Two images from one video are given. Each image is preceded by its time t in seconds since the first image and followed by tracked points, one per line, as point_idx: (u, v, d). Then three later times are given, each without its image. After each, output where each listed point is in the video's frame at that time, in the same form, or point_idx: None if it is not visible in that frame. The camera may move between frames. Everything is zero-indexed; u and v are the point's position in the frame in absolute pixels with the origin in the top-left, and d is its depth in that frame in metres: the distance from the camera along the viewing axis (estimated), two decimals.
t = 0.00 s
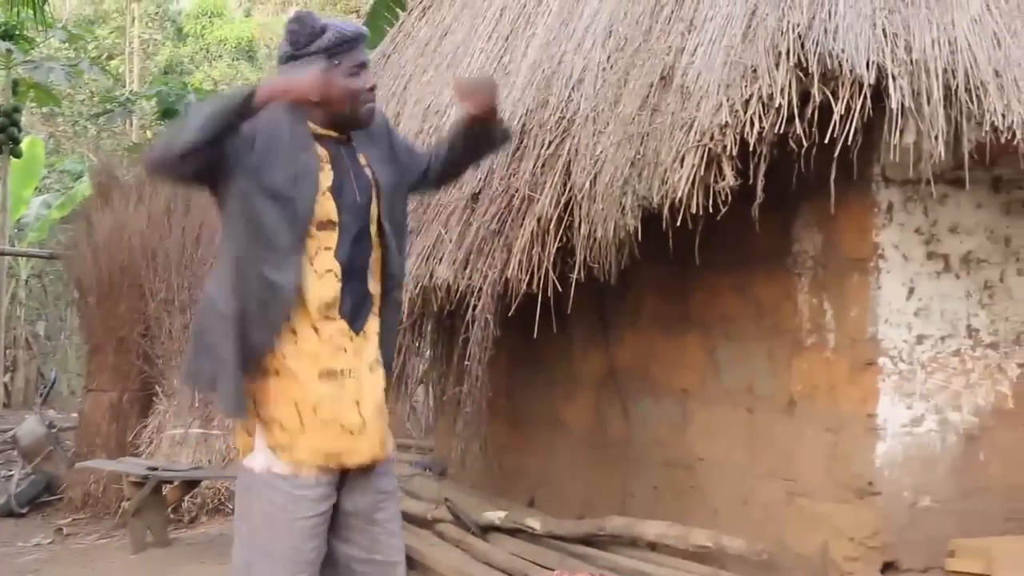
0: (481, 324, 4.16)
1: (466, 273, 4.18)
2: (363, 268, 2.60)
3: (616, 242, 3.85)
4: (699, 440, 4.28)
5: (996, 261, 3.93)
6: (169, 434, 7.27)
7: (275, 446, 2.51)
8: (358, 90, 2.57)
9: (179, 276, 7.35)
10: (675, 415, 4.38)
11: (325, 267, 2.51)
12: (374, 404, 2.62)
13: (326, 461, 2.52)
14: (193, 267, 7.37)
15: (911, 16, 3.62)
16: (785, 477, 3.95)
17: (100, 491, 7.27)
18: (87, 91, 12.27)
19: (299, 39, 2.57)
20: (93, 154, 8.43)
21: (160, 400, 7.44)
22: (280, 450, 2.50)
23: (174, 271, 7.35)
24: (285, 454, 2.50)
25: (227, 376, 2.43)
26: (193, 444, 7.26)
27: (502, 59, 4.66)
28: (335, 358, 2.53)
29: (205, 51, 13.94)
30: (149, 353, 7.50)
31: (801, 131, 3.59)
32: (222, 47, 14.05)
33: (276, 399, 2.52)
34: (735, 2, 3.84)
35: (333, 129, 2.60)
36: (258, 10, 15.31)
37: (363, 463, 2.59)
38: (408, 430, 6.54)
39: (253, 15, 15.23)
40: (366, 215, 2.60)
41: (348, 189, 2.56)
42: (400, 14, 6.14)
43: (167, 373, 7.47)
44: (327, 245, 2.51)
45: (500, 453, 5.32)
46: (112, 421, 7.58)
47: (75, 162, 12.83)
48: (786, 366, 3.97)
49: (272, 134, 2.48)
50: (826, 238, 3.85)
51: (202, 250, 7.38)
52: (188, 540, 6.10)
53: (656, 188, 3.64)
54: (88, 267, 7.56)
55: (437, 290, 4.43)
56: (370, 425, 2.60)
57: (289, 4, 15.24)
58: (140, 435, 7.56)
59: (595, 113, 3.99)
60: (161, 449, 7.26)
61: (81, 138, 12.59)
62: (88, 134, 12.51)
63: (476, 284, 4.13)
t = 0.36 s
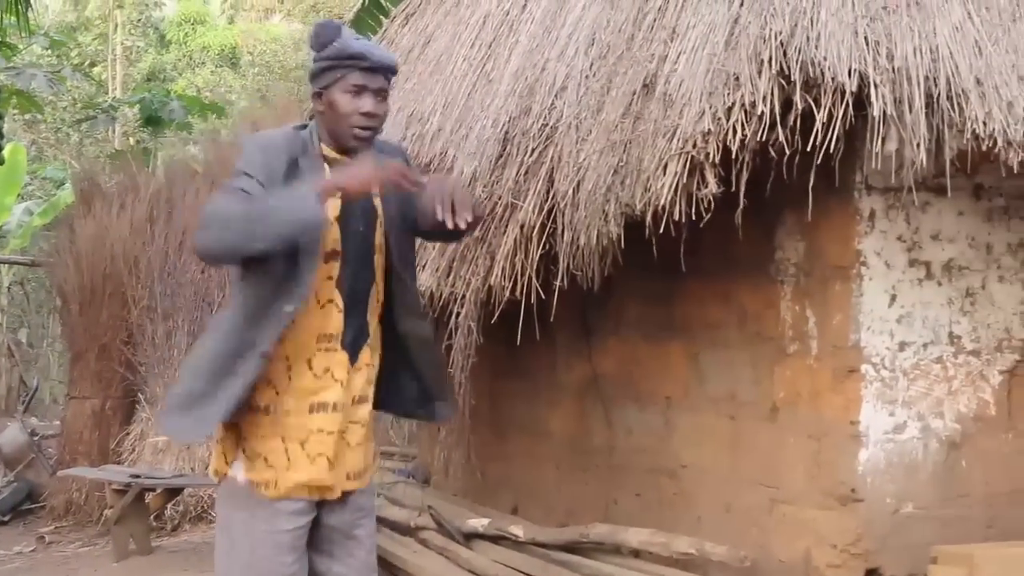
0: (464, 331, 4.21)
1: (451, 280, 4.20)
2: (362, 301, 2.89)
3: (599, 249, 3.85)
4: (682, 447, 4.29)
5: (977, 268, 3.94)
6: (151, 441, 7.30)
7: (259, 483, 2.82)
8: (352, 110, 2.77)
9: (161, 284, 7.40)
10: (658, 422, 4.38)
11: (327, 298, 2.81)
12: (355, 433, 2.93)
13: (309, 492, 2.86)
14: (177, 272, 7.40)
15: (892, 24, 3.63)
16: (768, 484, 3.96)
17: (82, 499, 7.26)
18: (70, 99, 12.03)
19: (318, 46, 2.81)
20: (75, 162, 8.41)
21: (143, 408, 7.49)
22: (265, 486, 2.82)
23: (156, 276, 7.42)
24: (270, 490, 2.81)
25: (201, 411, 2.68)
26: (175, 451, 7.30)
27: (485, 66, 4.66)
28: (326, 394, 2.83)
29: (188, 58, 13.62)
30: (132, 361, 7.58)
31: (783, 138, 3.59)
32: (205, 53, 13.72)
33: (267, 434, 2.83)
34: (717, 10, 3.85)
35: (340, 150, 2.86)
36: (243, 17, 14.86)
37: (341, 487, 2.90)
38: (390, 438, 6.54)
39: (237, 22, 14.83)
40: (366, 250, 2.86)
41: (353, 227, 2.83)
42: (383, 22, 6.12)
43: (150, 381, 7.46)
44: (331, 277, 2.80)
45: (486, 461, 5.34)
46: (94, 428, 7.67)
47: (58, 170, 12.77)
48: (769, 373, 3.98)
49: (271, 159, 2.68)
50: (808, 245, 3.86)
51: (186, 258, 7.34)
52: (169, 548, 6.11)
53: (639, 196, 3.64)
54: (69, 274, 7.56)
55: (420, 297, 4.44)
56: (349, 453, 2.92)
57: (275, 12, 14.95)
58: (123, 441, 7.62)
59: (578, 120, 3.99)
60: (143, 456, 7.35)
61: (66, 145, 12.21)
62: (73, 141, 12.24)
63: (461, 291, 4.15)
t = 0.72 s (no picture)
0: (450, 335, 4.19)
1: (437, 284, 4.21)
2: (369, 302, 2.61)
3: (584, 253, 3.87)
4: (668, 451, 4.29)
5: (962, 272, 3.94)
6: (136, 444, 7.04)
7: (273, 486, 2.52)
8: (368, 98, 2.61)
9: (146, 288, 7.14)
10: (643, 426, 4.39)
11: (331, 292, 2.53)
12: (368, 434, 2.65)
13: (325, 494, 2.57)
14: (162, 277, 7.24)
15: (877, 29, 3.63)
16: (753, 488, 3.96)
17: (67, 503, 7.22)
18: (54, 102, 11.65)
19: (314, 40, 2.59)
20: (59, 165, 8.36)
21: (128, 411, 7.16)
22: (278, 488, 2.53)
23: (142, 281, 7.14)
24: (288, 492, 2.53)
25: (306, 437, 2.50)
26: (161, 454, 7.06)
27: (471, 71, 4.66)
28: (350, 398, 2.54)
29: (173, 61, 12.99)
30: (117, 366, 7.30)
31: (768, 143, 3.60)
32: (190, 56, 13.09)
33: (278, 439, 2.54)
34: (702, 16, 3.85)
35: (341, 149, 2.64)
36: (228, 21, 14.36)
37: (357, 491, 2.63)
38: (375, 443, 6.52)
39: (222, 26, 14.31)
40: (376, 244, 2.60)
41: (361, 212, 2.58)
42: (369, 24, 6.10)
43: (134, 385, 7.17)
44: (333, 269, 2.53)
45: (470, 465, 5.34)
46: (78, 434, 7.35)
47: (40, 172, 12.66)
48: (755, 377, 3.98)
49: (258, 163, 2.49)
50: (793, 249, 3.87)
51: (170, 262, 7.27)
52: (154, 552, 6.10)
53: (624, 200, 3.65)
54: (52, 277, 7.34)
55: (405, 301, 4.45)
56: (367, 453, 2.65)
57: (260, 17, 14.46)
58: (107, 446, 7.31)
59: (563, 125, 4.00)
60: (128, 460, 7.04)
61: (49, 149, 11.82)
62: (57, 144, 11.82)
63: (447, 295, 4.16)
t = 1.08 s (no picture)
0: (431, 336, 4.20)
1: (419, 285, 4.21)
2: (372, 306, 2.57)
3: (566, 254, 3.88)
4: (649, 452, 4.30)
5: (942, 274, 3.95)
6: (117, 446, 6.82)
7: (275, 486, 2.42)
8: (372, 104, 2.56)
9: (127, 290, 6.91)
10: (625, 427, 4.40)
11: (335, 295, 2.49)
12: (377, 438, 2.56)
13: (326, 495, 2.46)
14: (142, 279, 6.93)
15: (857, 32, 3.61)
16: (734, 489, 3.97)
17: (47, 505, 7.17)
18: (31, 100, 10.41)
19: (317, 48, 2.55)
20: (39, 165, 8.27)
21: (109, 413, 6.91)
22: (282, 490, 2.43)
23: (123, 282, 6.91)
24: (289, 493, 2.42)
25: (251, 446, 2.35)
26: (142, 456, 6.83)
27: (453, 72, 4.66)
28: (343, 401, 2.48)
29: (154, 63, 12.75)
30: (98, 368, 7.07)
31: (749, 145, 3.60)
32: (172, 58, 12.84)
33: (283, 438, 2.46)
34: (683, 18, 3.85)
35: (347, 153, 2.59)
36: (208, 22, 14.25)
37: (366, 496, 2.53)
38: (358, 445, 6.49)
39: (204, 27, 14.14)
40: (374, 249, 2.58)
41: (360, 216, 2.55)
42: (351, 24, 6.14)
43: (116, 387, 6.95)
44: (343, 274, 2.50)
45: (452, 466, 5.34)
46: (59, 435, 7.14)
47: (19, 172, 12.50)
48: (735, 378, 3.99)
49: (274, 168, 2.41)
50: (774, 251, 3.88)
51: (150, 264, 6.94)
52: (135, 554, 6.09)
53: (606, 201, 3.65)
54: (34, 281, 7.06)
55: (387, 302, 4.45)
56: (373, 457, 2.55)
57: (242, 17, 14.36)
58: (88, 448, 7.06)
59: (544, 126, 4.00)
60: (109, 462, 6.82)
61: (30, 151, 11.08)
62: (38, 146, 11.17)
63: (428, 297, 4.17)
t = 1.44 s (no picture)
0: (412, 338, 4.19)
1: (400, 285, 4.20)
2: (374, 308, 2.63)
3: (547, 256, 3.88)
4: (629, 454, 4.31)
5: (922, 275, 3.96)
6: (95, 449, 6.31)
7: (278, 479, 2.49)
8: (389, 121, 2.57)
9: (105, 291, 6.38)
10: (606, 429, 4.42)
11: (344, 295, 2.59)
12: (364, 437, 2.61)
13: (325, 490, 2.54)
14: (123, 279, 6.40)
15: (838, 33, 3.61)
16: (714, 490, 3.98)
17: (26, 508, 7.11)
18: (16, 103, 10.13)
19: (339, 64, 2.54)
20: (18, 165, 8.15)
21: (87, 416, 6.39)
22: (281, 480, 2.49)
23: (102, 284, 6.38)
24: (291, 484, 2.49)
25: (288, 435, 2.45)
26: (121, 459, 6.35)
27: (435, 73, 4.67)
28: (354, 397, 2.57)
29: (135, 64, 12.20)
30: (77, 369, 6.57)
31: (730, 146, 3.61)
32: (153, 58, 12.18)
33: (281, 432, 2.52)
34: (664, 18, 3.83)
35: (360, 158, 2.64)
36: (190, 23, 13.32)
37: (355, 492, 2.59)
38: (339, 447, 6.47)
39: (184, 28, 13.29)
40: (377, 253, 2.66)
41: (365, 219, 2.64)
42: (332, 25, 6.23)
43: (94, 389, 6.43)
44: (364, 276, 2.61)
45: (432, 467, 5.35)
46: (37, 437, 6.72)
47: None
48: (716, 380, 4.00)
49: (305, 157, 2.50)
50: (755, 251, 3.89)
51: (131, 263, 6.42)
52: (115, 556, 6.06)
53: (586, 203, 3.66)
54: (11, 278, 6.62)
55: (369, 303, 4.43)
56: (362, 456, 2.61)
57: (224, 17, 13.13)
58: (67, 450, 6.64)
59: (526, 128, 4.01)
60: (87, 466, 6.33)
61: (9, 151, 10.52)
62: (18, 145, 10.61)
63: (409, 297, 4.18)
